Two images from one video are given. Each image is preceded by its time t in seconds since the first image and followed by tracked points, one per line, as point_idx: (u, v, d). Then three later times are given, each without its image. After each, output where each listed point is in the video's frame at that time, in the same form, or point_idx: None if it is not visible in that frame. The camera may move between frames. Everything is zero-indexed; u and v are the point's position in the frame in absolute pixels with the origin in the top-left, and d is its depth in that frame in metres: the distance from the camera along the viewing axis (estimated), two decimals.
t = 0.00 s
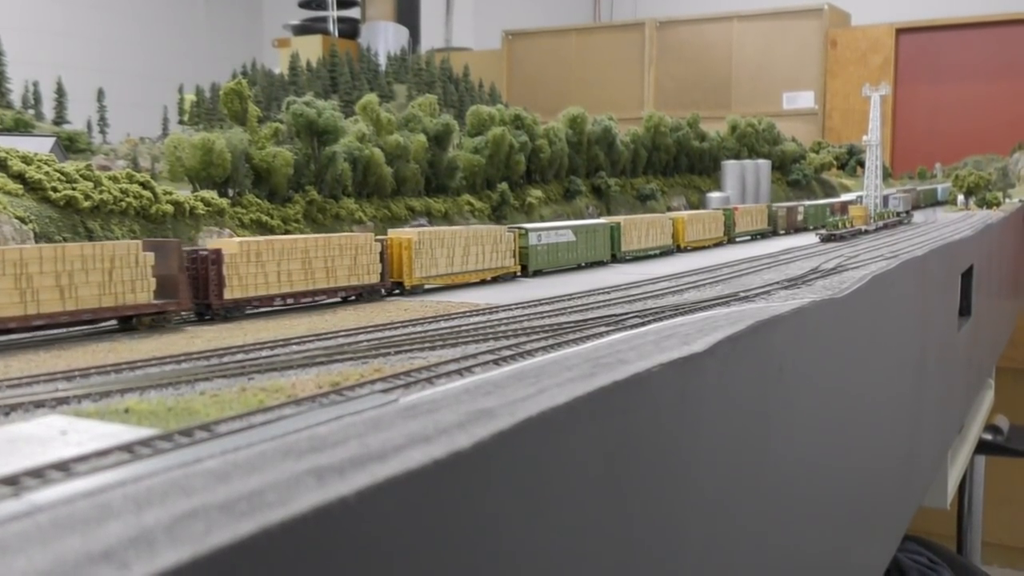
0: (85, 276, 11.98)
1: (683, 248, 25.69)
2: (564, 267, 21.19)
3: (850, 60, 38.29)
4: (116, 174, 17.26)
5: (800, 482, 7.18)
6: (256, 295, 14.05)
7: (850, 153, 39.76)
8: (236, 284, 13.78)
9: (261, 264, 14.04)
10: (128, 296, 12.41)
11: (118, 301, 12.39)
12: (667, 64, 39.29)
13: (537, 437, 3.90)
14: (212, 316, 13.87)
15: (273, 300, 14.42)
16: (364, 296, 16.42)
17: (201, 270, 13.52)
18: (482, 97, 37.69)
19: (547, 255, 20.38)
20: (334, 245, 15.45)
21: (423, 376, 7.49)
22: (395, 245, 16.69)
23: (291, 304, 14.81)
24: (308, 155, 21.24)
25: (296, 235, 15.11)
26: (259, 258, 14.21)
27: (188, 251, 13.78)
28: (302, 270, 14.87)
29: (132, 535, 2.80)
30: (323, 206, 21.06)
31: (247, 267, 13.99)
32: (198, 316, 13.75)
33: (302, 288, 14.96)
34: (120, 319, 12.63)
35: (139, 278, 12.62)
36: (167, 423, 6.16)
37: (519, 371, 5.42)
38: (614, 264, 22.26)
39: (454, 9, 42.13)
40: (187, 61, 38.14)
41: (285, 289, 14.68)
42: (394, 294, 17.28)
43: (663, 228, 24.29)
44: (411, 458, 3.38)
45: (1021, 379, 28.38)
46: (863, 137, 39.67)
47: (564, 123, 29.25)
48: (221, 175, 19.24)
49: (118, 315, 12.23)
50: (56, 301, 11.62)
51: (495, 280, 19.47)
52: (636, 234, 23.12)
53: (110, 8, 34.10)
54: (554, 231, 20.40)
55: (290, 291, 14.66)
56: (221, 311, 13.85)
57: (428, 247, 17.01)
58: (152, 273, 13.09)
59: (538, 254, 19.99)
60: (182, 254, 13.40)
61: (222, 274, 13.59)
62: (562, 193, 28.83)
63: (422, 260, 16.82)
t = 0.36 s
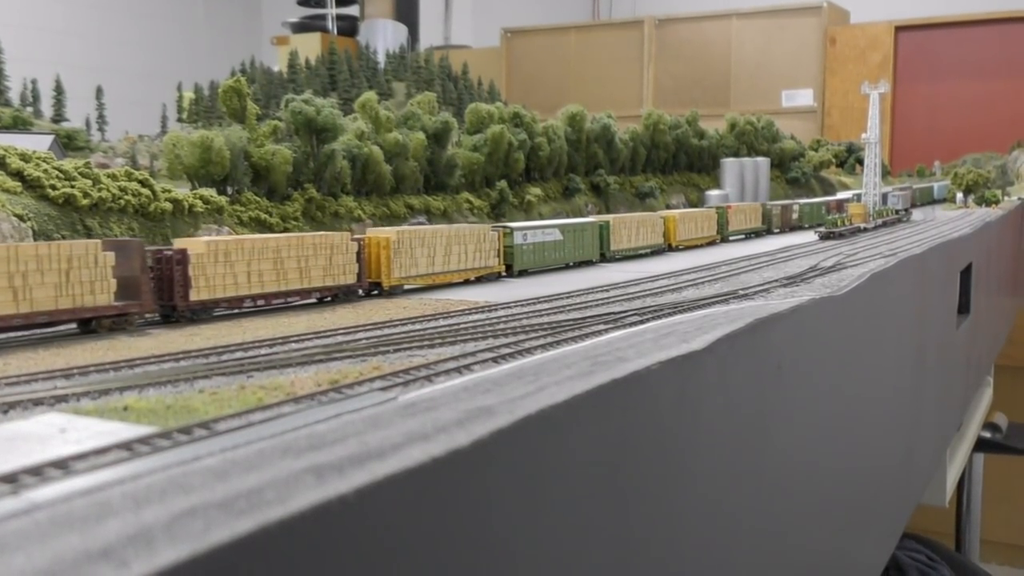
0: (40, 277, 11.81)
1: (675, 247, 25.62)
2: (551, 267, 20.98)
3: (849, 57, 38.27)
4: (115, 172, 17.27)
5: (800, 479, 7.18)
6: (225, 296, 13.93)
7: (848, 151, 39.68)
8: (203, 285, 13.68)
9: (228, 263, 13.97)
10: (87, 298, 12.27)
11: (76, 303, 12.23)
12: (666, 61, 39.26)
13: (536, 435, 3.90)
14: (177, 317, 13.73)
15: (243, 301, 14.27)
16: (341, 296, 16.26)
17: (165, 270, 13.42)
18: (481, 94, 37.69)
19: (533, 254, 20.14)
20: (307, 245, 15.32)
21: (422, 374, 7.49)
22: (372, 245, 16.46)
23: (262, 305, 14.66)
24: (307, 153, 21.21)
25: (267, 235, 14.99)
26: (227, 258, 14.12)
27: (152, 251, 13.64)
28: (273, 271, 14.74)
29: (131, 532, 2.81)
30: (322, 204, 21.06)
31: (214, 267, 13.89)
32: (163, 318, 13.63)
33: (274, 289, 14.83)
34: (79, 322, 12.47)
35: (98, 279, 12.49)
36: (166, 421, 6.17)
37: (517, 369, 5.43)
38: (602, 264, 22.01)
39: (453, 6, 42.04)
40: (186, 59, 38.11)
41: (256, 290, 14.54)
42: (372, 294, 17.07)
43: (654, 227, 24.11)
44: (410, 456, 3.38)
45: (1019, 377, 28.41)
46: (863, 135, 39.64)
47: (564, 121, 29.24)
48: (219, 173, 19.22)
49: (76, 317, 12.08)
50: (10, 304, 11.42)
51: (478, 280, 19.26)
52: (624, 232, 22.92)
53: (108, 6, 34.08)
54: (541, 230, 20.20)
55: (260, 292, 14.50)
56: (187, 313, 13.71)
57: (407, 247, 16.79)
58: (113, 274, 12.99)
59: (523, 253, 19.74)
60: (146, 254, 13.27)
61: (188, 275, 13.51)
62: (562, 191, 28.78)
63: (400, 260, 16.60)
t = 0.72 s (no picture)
0: None
1: (666, 247, 25.41)
2: (538, 266, 20.70)
3: (848, 56, 38.27)
4: (113, 170, 17.32)
5: (799, 478, 7.18)
6: (190, 298, 13.62)
7: (847, 149, 39.81)
8: (166, 286, 13.39)
9: (194, 264, 13.63)
10: (41, 300, 11.84)
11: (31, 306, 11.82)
12: (664, 59, 39.24)
13: (535, 433, 3.90)
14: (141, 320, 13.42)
15: (211, 303, 13.92)
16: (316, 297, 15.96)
17: (126, 271, 13.06)
18: (480, 92, 37.66)
19: (518, 253, 19.81)
20: (280, 245, 14.98)
21: (421, 372, 7.49)
22: (349, 244, 16.22)
23: (231, 306, 14.31)
24: (306, 151, 21.22)
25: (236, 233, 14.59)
26: (193, 259, 13.78)
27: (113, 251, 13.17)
28: (243, 271, 14.35)
29: (129, 531, 2.80)
30: (320, 202, 21.03)
31: (179, 268, 13.58)
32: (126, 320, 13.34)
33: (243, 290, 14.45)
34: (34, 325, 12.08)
35: (54, 280, 12.05)
36: (165, 419, 6.17)
37: (516, 367, 5.42)
38: (589, 264, 21.80)
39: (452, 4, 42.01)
40: (184, 56, 38.07)
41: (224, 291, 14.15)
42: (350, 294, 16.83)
43: (646, 227, 23.90)
44: (409, 454, 3.37)
45: (1017, 374, 28.45)
46: (861, 133, 39.62)
47: (563, 119, 29.24)
48: (218, 171, 19.22)
49: (31, 321, 11.69)
50: None
51: (461, 280, 18.98)
52: (612, 232, 22.70)
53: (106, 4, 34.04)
54: (528, 229, 19.95)
55: (229, 293, 14.14)
56: (150, 315, 13.39)
57: (386, 247, 16.56)
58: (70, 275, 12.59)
59: (508, 252, 19.44)
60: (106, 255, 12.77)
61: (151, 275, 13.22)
62: (561, 189, 28.73)
63: (378, 260, 16.37)
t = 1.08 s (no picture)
0: None
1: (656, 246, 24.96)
2: (524, 267, 20.33)
3: (846, 54, 38.28)
4: (112, 169, 17.30)
5: (797, 476, 7.20)
6: (152, 300, 13.07)
7: (847, 147, 39.60)
8: (127, 288, 12.81)
9: (156, 265, 13.08)
10: None
11: None
12: (663, 58, 39.22)
13: (534, 432, 3.90)
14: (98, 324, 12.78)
15: (174, 306, 13.31)
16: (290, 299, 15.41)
17: (84, 273, 12.48)
18: (480, 91, 37.61)
19: (502, 254, 19.34)
20: (249, 245, 14.43)
21: (420, 371, 7.51)
22: (323, 244, 15.67)
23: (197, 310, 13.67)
24: (305, 150, 21.26)
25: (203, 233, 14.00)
26: (155, 259, 13.22)
27: (71, 253, 12.67)
28: (209, 272, 13.71)
29: (128, 529, 2.80)
30: (320, 201, 21.04)
31: (140, 269, 13.03)
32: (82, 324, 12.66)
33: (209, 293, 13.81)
34: None
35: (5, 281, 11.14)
36: (164, 418, 6.19)
37: (515, 365, 5.43)
38: (577, 264, 21.54)
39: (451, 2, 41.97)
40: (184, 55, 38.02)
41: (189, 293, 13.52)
42: (325, 297, 16.20)
43: (638, 226, 23.65)
44: (408, 453, 3.37)
45: (1015, 373, 28.49)
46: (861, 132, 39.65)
47: (562, 117, 29.26)
48: (218, 169, 19.22)
49: None
50: None
51: (443, 281, 18.49)
52: (601, 231, 22.42)
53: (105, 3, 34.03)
54: (512, 229, 19.52)
55: (195, 295, 13.48)
56: (109, 318, 12.78)
57: (362, 247, 16.01)
58: (22, 276, 11.66)
59: (492, 252, 18.97)
60: (60, 256, 11.99)
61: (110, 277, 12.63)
62: (560, 188, 28.73)
63: (354, 260, 15.83)
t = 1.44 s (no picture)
0: None
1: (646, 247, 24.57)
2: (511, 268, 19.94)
3: (845, 53, 38.29)
4: (111, 167, 17.29)
5: (796, 475, 7.21)
6: (113, 303, 12.44)
7: (845, 146, 39.29)
8: (85, 291, 12.13)
9: (117, 267, 12.48)
10: None
11: None
12: (662, 57, 39.21)
13: (533, 430, 3.91)
14: (55, 328, 12.06)
15: (137, 310, 12.78)
16: (263, 302, 14.80)
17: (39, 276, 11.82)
18: (479, 90, 37.54)
19: (486, 255, 18.87)
20: (216, 247, 13.96)
21: (419, 370, 7.52)
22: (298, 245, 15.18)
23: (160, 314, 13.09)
24: (303, 149, 21.27)
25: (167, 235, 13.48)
26: (116, 261, 12.60)
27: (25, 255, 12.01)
28: (174, 274, 13.17)
29: (127, 527, 2.81)
30: (319, 199, 21.04)
31: (100, 271, 12.41)
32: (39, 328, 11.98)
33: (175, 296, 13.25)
34: None
35: None
36: (163, 417, 6.20)
37: (514, 364, 5.44)
38: (576, 263, 21.59)
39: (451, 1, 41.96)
40: (182, 53, 38.01)
41: (152, 296, 12.98)
42: (298, 300, 15.59)
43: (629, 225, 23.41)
44: (407, 451, 3.38)
45: (1015, 372, 28.51)
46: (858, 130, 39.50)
47: (561, 116, 29.27)
48: (216, 168, 19.22)
49: None
50: None
51: (424, 282, 17.96)
52: (589, 232, 22.12)
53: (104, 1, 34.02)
54: (497, 229, 19.17)
55: (158, 298, 13.00)
56: (67, 323, 12.07)
57: (338, 247, 15.52)
58: None
59: (475, 253, 18.56)
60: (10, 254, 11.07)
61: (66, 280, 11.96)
62: (558, 186, 28.73)
63: (329, 261, 15.30)
